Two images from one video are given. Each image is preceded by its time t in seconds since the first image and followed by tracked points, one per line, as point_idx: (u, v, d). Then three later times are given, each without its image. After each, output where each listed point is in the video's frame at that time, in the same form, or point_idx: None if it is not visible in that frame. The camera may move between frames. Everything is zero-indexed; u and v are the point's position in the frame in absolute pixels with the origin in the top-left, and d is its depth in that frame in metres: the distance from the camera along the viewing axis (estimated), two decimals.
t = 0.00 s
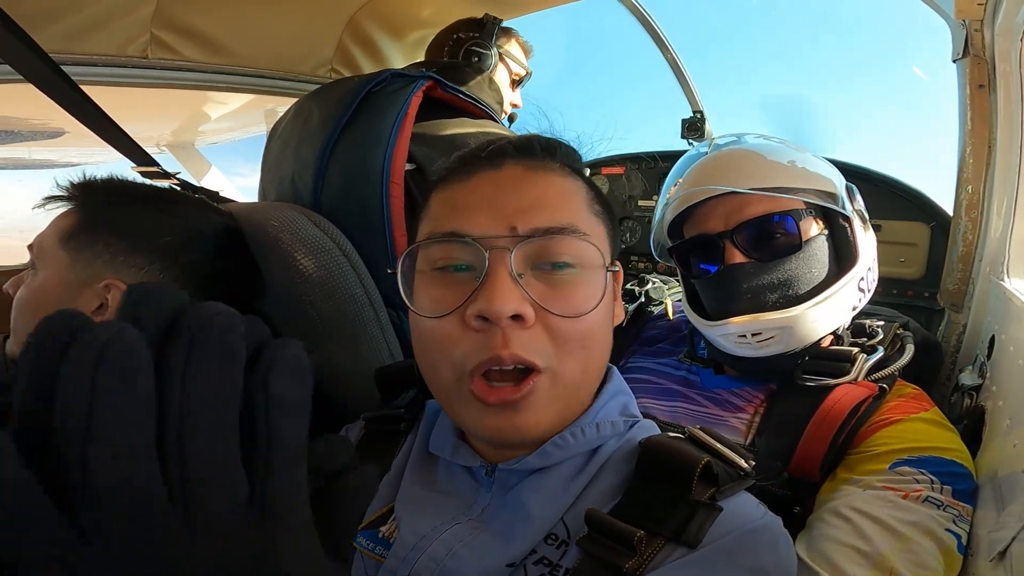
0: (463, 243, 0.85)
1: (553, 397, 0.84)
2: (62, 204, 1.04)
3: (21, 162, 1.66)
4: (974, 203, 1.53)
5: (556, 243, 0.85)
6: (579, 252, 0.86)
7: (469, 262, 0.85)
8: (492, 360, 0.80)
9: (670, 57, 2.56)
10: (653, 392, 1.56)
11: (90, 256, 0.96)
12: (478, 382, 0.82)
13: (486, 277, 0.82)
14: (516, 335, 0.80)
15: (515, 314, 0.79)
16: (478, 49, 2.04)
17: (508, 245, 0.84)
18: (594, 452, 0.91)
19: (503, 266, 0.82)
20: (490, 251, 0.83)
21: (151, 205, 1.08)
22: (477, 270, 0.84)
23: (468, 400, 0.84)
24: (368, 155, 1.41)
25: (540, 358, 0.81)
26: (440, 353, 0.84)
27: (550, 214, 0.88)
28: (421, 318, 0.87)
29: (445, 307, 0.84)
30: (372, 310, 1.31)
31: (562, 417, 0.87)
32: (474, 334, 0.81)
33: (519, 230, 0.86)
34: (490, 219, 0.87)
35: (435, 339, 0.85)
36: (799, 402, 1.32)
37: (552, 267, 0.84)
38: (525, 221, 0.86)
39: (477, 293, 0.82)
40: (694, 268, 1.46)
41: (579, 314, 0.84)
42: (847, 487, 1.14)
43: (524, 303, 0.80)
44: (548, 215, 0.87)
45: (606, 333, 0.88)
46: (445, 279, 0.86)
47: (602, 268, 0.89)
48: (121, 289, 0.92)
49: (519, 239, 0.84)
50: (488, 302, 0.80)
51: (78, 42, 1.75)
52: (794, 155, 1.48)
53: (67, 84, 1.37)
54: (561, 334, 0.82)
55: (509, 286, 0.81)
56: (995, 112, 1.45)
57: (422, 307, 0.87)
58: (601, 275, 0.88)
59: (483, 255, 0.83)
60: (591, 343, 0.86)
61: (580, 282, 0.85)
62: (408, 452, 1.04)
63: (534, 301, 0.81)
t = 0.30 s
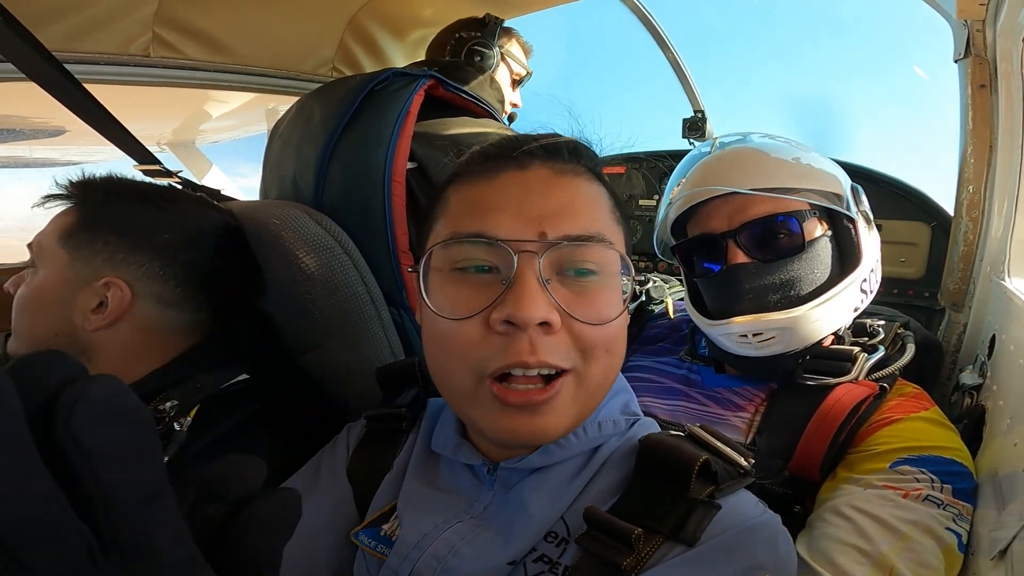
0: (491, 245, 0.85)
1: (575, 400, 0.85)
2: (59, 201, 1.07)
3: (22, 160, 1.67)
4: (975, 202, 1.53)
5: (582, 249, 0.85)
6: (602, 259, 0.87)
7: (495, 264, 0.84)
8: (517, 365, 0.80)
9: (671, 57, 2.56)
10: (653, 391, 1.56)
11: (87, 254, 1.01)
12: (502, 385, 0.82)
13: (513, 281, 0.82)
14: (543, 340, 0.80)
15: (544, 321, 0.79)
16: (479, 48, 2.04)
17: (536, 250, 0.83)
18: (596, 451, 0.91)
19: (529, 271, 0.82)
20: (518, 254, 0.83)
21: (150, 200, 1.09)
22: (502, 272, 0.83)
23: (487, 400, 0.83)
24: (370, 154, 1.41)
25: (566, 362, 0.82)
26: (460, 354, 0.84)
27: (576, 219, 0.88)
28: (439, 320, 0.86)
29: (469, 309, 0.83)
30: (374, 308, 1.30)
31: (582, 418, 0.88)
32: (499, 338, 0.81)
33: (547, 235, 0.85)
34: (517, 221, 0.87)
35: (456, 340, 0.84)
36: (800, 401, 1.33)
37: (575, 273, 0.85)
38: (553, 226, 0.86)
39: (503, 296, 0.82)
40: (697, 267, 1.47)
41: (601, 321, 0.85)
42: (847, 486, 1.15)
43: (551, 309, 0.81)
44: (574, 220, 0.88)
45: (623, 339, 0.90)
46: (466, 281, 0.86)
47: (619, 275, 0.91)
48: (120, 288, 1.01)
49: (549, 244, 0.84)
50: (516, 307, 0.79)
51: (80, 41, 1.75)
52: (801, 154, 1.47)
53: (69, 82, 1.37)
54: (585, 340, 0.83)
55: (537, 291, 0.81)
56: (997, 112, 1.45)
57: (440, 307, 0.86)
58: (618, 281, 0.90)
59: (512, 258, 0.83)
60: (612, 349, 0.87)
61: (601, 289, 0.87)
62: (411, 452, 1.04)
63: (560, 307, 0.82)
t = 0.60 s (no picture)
0: (464, 250, 0.85)
1: (558, 403, 0.85)
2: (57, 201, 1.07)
3: (21, 160, 1.66)
4: (975, 202, 1.54)
5: (558, 253, 0.83)
6: (585, 260, 0.85)
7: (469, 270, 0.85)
8: (492, 371, 0.81)
9: (671, 57, 2.56)
10: (654, 391, 1.56)
11: (88, 255, 1.02)
12: (477, 388, 0.83)
13: (486, 288, 0.82)
14: (518, 347, 0.80)
15: (517, 329, 0.79)
16: (479, 48, 2.04)
17: (510, 255, 0.83)
18: (597, 452, 0.91)
19: (504, 277, 0.82)
20: (491, 260, 0.83)
21: (151, 199, 1.11)
22: (477, 277, 0.83)
23: (463, 401, 0.85)
24: (371, 153, 1.41)
25: (543, 367, 0.83)
26: (437, 359, 0.86)
27: (554, 220, 0.86)
28: (418, 324, 0.88)
29: (445, 314, 0.85)
30: (374, 308, 1.30)
31: (566, 421, 0.88)
32: (473, 344, 0.82)
33: (522, 239, 0.84)
34: (492, 225, 0.86)
35: (433, 345, 0.86)
36: (800, 400, 1.33)
37: (554, 277, 0.83)
38: (528, 229, 0.85)
39: (477, 302, 0.82)
40: (702, 265, 1.47)
41: (585, 324, 0.84)
42: (848, 485, 1.15)
43: (525, 317, 0.80)
44: (553, 222, 0.86)
45: (611, 341, 0.89)
46: (443, 286, 0.87)
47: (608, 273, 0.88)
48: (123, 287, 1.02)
49: (522, 248, 0.83)
50: (488, 316, 0.80)
51: (80, 41, 1.75)
52: (809, 155, 1.47)
53: (69, 82, 1.36)
54: (565, 345, 0.83)
55: (510, 298, 0.81)
56: (997, 112, 1.45)
57: (420, 311, 0.88)
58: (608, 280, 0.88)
59: (484, 264, 0.83)
60: (597, 353, 0.86)
61: (585, 291, 0.85)
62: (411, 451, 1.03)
63: (536, 313, 0.81)
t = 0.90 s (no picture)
0: (460, 240, 0.86)
1: (547, 398, 0.84)
2: (46, 204, 1.10)
3: (19, 159, 1.67)
4: (972, 204, 1.54)
5: (554, 244, 0.84)
6: (579, 253, 0.85)
7: (465, 260, 0.86)
8: (480, 359, 0.81)
9: (670, 58, 2.57)
10: (651, 391, 1.57)
11: (93, 260, 1.05)
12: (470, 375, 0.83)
13: (480, 277, 0.83)
14: (505, 336, 0.81)
15: (504, 316, 0.80)
16: (479, 49, 2.04)
17: (503, 246, 0.84)
18: (598, 454, 0.91)
19: (496, 266, 0.83)
20: (484, 250, 0.84)
21: (152, 199, 1.13)
22: (473, 267, 0.85)
23: (461, 393, 0.85)
24: (370, 153, 1.41)
25: (531, 359, 0.82)
26: (433, 346, 0.86)
27: (549, 213, 0.87)
28: (417, 314, 0.89)
29: (442, 302, 0.86)
30: (372, 309, 1.30)
31: (558, 419, 0.87)
32: (465, 331, 0.82)
33: (516, 229, 0.86)
34: (489, 216, 0.88)
35: (430, 332, 0.87)
36: (797, 401, 1.33)
37: (547, 269, 0.84)
38: (523, 220, 0.86)
39: (470, 290, 0.83)
40: (705, 257, 1.47)
41: (575, 317, 0.83)
42: (843, 486, 1.16)
43: (514, 305, 0.81)
44: (547, 215, 0.87)
45: (603, 338, 0.87)
46: (442, 276, 0.88)
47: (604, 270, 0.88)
48: (131, 291, 1.06)
49: (516, 239, 0.84)
50: (476, 302, 0.81)
51: (80, 41, 1.75)
52: (835, 162, 1.46)
53: (67, 82, 1.36)
54: (553, 338, 0.82)
55: (501, 286, 0.81)
56: (993, 114, 1.46)
57: (419, 302, 0.90)
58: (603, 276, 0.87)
59: (478, 254, 0.84)
60: (585, 350, 0.85)
61: (579, 284, 0.84)
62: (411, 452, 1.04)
63: (525, 303, 0.81)
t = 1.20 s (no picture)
0: (467, 224, 0.87)
1: (548, 380, 0.84)
2: (33, 208, 1.07)
3: (19, 160, 1.67)
4: (970, 205, 1.55)
5: (558, 232, 0.85)
6: (583, 242, 0.86)
7: (469, 244, 0.87)
8: (482, 338, 0.81)
9: (669, 59, 2.58)
10: (651, 393, 1.57)
11: (96, 266, 1.04)
12: (469, 356, 0.83)
13: (485, 259, 0.84)
14: (509, 316, 0.81)
15: (507, 297, 0.80)
16: (479, 50, 2.05)
17: (509, 230, 0.84)
18: (595, 452, 0.92)
19: (501, 250, 0.83)
20: (490, 234, 0.85)
21: (146, 201, 1.13)
22: (477, 250, 0.85)
23: (455, 369, 0.85)
24: (369, 155, 1.41)
25: (534, 338, 0.82)
26: (434, 328, 0.86)
27: (554, 204, 0.88)
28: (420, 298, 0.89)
29: (445, 286, 0.86)
30: (371, 309, 1.30)
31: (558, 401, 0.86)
32: (467, 311, 0.82)
33: (523, 217, 0.86)
34: (496, 205, 0.89)
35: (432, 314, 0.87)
36: (795, 402, 1.34)
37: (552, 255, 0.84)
38: (529, 209, 0.87)
39: (475, 272, 0.84)
40: (714, 255, 1.48)
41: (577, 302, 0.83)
42: (841, 486, 1.16)
43: (517, 287, 0.81)
44: (553, 205, 0.88)
45: (606, 327, 0.87)
46: (446, 262, 0.88)
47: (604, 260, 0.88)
48: (141, 294, 1.07)
49: (523, 224, 0.85)
50: (481, 283, 0.81)
51: (79, 42, 1.76)
52: (851, 168, 1.45)
53: (66, 82, 1.36)
54: (557, 321, 0.82)
55: (506, 268, 0.82)
56: (990, 115, 1.46)
57: (422, 287, 0.90)
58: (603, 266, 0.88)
59: (484, 237, 0.85)
60: (589, 333, 0.85)
61: (581, 272, 0.85)
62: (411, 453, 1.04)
63: (529, 286, 0.82)
